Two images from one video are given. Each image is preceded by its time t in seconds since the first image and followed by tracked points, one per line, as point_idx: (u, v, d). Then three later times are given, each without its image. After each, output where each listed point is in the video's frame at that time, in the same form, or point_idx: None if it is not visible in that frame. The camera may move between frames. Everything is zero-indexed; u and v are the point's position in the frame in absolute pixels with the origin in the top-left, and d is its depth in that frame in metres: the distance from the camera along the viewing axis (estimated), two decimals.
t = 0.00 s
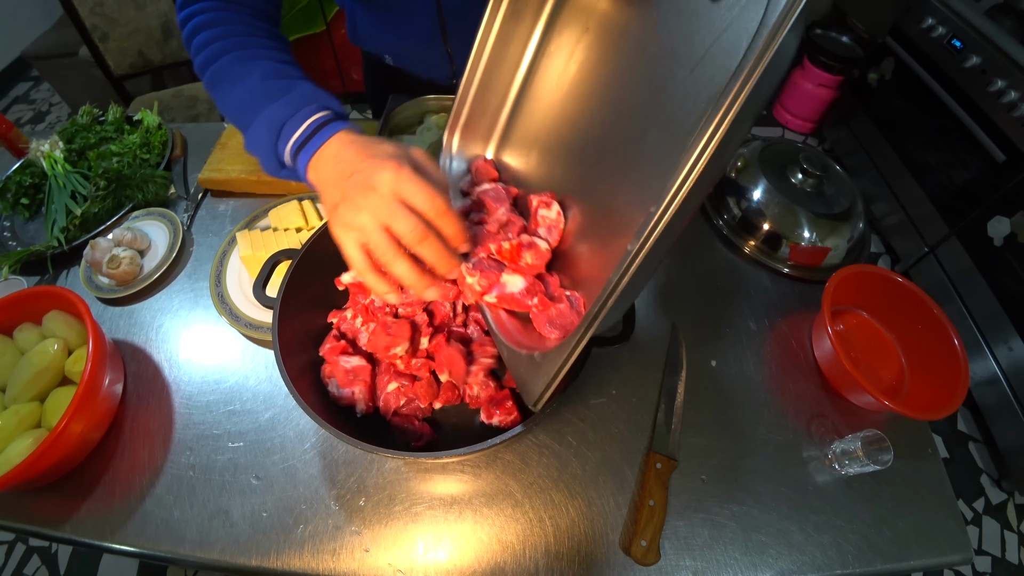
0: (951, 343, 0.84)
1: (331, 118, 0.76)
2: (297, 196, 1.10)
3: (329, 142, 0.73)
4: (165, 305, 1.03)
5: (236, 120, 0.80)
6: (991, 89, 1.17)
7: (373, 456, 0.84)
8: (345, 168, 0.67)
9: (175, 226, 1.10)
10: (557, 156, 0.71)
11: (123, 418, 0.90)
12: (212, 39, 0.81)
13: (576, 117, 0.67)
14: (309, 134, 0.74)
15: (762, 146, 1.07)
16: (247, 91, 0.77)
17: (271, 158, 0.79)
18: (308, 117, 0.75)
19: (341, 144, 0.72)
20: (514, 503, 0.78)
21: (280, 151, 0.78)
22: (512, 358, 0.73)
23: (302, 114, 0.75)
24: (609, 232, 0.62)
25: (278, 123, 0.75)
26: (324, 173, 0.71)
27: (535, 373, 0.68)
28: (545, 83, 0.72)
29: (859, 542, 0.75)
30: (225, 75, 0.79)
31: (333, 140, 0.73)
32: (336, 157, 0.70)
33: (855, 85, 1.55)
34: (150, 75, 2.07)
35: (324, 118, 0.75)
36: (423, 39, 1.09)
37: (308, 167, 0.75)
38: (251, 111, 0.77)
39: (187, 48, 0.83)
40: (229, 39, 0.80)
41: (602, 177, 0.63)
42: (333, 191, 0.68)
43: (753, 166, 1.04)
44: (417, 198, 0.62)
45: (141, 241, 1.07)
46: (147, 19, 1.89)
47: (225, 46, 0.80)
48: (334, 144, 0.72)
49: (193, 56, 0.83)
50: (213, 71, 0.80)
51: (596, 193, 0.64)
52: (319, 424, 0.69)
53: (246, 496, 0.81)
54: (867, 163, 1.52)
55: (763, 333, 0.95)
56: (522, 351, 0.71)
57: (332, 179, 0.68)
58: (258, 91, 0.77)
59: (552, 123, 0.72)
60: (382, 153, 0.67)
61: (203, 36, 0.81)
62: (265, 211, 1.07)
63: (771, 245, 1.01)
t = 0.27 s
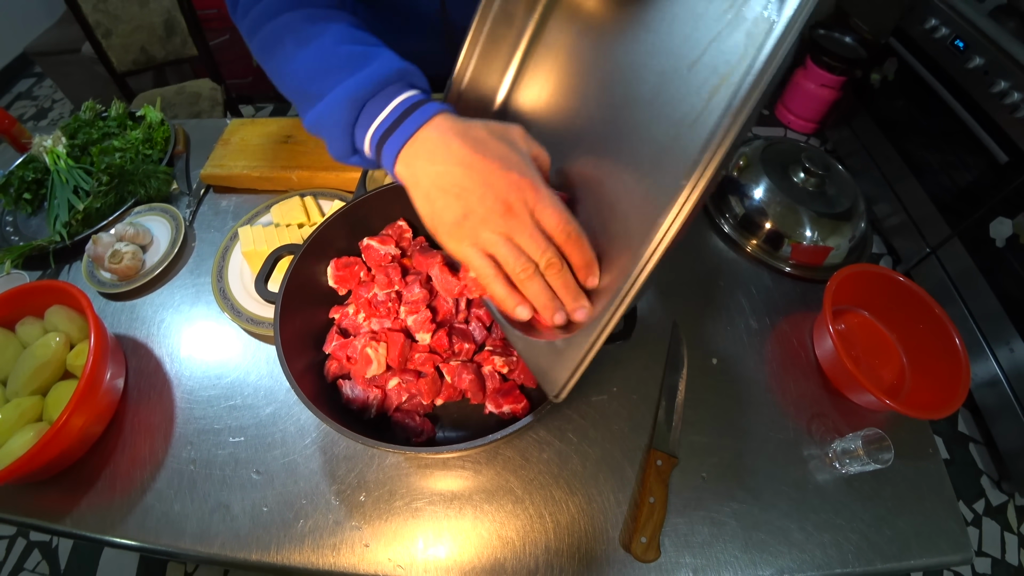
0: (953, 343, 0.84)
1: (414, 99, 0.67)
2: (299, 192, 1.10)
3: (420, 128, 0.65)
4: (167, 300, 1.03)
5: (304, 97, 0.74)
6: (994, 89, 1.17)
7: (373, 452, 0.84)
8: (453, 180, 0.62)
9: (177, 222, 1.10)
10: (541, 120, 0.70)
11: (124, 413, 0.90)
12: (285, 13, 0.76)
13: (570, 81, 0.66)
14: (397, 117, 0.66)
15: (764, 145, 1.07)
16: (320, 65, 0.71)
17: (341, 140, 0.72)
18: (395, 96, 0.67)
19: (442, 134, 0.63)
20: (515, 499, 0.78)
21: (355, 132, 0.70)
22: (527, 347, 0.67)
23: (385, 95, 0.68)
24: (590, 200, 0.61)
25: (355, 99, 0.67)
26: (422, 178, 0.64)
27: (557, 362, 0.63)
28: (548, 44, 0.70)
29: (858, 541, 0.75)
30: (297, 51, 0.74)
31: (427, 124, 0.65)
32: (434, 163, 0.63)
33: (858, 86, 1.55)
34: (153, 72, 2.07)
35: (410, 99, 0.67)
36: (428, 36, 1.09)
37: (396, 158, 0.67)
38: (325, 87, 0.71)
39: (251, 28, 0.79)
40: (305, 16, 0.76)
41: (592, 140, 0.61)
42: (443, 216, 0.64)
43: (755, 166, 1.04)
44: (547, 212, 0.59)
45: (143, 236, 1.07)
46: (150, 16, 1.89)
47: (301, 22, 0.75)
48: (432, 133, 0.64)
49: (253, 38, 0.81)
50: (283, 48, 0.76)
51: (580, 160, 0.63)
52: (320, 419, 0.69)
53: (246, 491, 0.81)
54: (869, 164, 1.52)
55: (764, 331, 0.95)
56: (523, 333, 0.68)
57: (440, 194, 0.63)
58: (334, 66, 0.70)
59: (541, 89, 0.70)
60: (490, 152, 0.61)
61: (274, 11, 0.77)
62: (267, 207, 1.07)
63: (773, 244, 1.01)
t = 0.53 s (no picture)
0: (952, 342, 0.84)
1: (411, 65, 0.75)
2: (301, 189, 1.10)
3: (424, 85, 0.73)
4: (168, 295, 1.04)
5: (296, 72, 0.75)
6: (995, 91, 1.17)
7: (373, 447, 0.84)
8: (451, 124, 0.70)
9: (179, 217, 1.10)
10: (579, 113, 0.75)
11: (125, 406, 0.90)
12: None
13: (616, 82, 0.71)
14: (397, 76, 0.72)
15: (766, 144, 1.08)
16: (316, 36, 0.73)
17: (343, 103, 0.74)
18: (392, 63, 0.73)
19: (440, 92, 0.73)
20: (515, 495, 0.78)
21: (358, 95, 0.73)
22: (576, 340, 0.62)
23: (383, 57, 0.73)
24: (633, 197, 0.67)
25: (361, 59, 0.71)
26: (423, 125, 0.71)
27: (614, 352, 0.59)
28: (591, 43, 0.75)
29: (856, 540, 0.75)
30: (285, 30, 0.74)
31: (426, 85, 0.74)
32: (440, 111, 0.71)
33: (860, 86, 1.55)
34: (156, 68, 2.07)
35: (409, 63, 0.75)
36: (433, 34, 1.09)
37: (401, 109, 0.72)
38: (322, 56, 0.73)
39: (224, 15, 0.77)
40: None
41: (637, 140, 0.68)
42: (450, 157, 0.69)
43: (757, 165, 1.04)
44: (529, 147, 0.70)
45: (145, 231, 1.07)
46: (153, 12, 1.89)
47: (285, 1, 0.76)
48: (427, 95, 0.72)
49: (226, 29, 0.78)
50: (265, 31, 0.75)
51: (624, 158, 0.69)
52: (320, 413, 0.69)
53: (246, 485, 0.81)
54: (871, 166, 1.54)
55: (764, 330, 0.95)
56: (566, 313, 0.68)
57: (441, 135, 0.70)
58: (330, 36, 0.73)
59: (582, 81, 0.75)
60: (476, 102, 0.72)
61: None
62: (268, 203, 1.07)
63: (774, 244, 1.01)
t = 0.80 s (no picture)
0: (952, 339, 0.84)
1: (338, 97, 0.77)
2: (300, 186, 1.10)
3: (342, 115, 0.76)
4: (167, 292, 1.04)
5: (233, 87, 0.78)
6: (996, 89, 1.16)
7: (372, 444, 0.84)
8: (368, 143, 0.72)
9: (178, 215, 1.10)
10: (590, 110, 0.77)
11: (124, 403, 0.90)
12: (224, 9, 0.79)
13: (626, 82, 0.73)
14: (317, 106, 0.75)
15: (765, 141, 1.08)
16: (253, 56, 0.76)
17: (266, 123, 0.77)
18: (317, 95, 0.75)
19: (356, 124, 0.75)
20: (514, 493, 0.78)
21: (279, 119, 0.76)
22: (612, 337, 0.63)
23: (309, 85, 0.75)
24: (657, 194, 0.70)
25: (282, 89, 0.74)
26: (336, 146, 0.73)
27: (652, 347, 0.59)
28: (599, 38, 0.75)
29: (856, 537, 0.75)
30: (231, 43, 0.78)
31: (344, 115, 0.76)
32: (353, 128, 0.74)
33: (861, 85, 1.55)
34: (156, 66, 2.07)
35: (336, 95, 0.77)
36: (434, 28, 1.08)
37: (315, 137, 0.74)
38: (254, 77, 0.76)
39: (191, 20, 0.80)
40: (243, 14, 0.80)
41: (652, 134, 0.71)
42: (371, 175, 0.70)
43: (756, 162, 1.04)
44: (435, 173, 0.72)
45: (144, 229, 1.07)
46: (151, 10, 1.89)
47: (237, 17, 0.79)
48: (344, 123, 0.75)
49: (192, 26, 0.81)
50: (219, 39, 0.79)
51: (644, 155, 0.71)
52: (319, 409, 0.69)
53: (245, 482, 0.81)
54: (872, 164, 1.55)
55: (764, 327, 0.94)
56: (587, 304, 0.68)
57: (354, 155, 0.72)
58: (265, 59, 0.76)
59: (590, 82, 0.76)
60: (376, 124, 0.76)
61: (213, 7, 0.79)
62: (267, 200, 1.07)
63: (774, 240, 1.01)
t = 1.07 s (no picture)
0: (952, 336, 0.84)
1: (336, 56, 0.81)
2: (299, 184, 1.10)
3: (342, 75, 0.80)
4: (167, 291, 1.03)
5: (242, 77, 0.84)
6: (996, 86, 1.16)
7: (372, 443, 0.84)
8: (372, 100, 0.78)
9: (177, 214, 1.10)
10: (583, 97, 0.72)
11: (124, 403, 0.90)
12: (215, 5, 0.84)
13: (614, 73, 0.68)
14: (317, 70, 0.79)
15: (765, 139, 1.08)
16: (251, 39, 0.81)
17: (280, 104, 0.83)
18: (312, 58, 0.79)
19: (356, 79, 0.80)
20: (514, 492, 0.78)
21: (288, 93, 0.81)
22: (604, 339, 0.62)
23: (307, 55, 0.80)
24: (649, 189, 0.64)
25: (283, 61, 0.79)
26: (347, 116, 0.79)
27: (646, 345, 0.58)
28: (589, 29, 0.72)
29: (856, 534, 0.75)
30: (230, 37, 0.83)
31: (344, 72, 0.80)
32: (353, 104, 0.79)
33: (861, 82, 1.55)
34: (155, 65, 2.07)
35: (331, 50, 0.81)
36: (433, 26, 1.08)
37: (325, 100, 0.80)
38: (256, 60, 0.81)
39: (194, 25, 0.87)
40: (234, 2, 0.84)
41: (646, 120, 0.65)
42: (388, 152, 0.80)
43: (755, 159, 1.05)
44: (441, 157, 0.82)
45: (143, 228, 1.07)
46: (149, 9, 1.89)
47: (229, 6, 0.84)
48: (344, 86, 0.79)
49: (203, 30, 0.87)
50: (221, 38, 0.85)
51: (635, 147, 0.66)
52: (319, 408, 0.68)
53: (244, 482, 0.81)
54: (872, 162, 1.55)
55: (764, 325, 0.94)
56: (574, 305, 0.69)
57: (361, 127, 0.78)
58: (261, 37, 0.80)
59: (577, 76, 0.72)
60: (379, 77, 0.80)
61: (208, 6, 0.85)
62: (266, 198, 1.07)
63: (773, 237, 1.01)
